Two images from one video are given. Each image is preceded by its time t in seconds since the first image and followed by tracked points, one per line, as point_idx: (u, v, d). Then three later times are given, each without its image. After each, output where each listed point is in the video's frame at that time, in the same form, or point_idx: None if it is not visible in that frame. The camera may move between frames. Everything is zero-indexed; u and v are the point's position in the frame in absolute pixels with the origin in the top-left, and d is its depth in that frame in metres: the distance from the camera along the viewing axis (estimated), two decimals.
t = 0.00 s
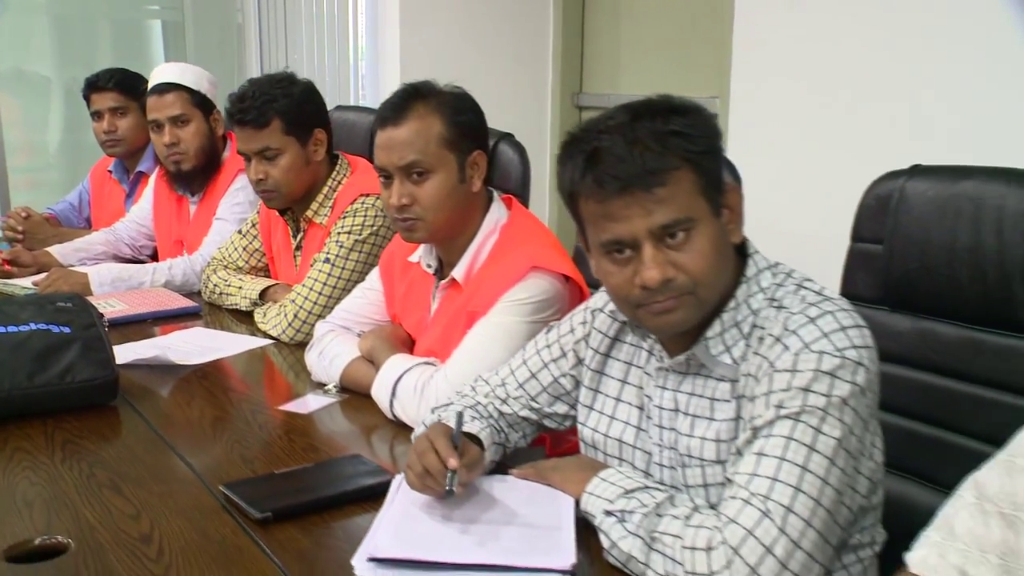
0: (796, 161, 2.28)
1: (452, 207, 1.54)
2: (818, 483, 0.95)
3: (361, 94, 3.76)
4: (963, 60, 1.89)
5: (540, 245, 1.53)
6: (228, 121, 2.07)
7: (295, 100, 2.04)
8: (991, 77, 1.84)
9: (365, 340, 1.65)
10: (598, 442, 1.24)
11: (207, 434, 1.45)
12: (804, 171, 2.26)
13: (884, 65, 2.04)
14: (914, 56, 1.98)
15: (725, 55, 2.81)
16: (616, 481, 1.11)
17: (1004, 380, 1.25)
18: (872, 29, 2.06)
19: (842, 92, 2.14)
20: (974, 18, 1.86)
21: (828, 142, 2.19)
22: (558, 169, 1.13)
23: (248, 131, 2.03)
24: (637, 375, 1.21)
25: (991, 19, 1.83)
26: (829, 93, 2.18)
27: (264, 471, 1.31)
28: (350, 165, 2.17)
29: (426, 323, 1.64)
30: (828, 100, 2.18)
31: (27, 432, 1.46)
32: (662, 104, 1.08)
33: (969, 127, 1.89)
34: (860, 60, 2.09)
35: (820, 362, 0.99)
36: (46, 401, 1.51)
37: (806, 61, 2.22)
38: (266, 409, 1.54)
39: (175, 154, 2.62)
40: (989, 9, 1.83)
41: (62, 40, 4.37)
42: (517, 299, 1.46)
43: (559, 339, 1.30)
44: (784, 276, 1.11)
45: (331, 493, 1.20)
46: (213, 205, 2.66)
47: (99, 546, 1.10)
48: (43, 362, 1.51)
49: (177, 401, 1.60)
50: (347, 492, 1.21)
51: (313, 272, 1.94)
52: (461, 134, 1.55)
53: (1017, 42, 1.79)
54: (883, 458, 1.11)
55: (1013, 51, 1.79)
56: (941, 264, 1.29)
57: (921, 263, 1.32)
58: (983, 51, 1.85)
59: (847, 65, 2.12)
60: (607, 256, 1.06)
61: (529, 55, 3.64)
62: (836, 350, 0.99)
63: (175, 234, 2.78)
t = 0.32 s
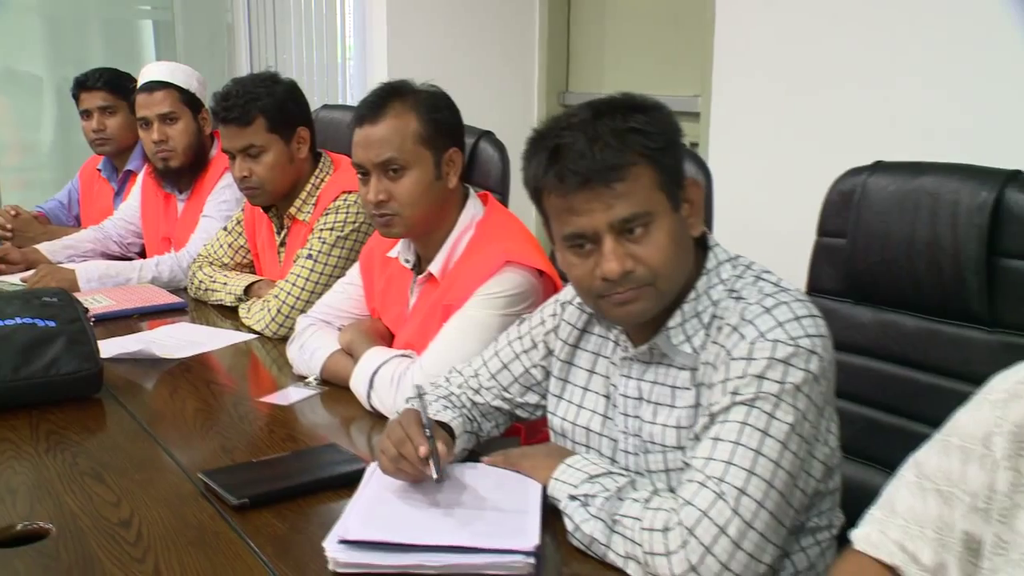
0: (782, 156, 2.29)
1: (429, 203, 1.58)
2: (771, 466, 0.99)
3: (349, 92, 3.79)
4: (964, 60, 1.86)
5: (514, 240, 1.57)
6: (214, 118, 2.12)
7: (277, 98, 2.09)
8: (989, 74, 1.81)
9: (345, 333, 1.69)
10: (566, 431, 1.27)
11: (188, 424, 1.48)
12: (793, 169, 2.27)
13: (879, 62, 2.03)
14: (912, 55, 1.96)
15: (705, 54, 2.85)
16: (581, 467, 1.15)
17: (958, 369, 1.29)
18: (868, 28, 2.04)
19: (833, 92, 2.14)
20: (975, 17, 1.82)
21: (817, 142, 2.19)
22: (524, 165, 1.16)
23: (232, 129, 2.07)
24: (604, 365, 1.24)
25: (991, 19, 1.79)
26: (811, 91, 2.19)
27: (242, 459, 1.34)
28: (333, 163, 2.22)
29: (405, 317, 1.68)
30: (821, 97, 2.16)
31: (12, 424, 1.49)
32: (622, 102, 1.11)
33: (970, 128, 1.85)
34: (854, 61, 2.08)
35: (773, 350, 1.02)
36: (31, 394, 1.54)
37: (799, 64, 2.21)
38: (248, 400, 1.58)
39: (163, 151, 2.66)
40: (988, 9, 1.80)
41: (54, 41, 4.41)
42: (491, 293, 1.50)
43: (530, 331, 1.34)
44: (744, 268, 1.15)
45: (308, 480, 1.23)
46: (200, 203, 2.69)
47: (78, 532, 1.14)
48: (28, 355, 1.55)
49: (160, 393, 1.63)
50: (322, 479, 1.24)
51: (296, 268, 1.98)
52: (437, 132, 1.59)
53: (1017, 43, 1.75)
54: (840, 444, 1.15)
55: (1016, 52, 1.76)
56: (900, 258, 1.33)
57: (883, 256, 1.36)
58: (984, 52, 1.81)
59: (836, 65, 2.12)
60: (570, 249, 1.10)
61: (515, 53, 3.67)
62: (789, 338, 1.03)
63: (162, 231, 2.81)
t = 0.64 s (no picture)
0: (771, 151, 2.23)
1: (401, 198, 1.61)
2: (723, 449, 1.03)
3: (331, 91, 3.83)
4: (964, 61, 1.82)
5: (485, 234, 1.60)
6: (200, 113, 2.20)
7: (261, 88, 2.17)
8: (990, 73, 1.78)
9: (320, 326, 1.73)
10: (532, 418, 1.30)
11: (166, 414, 1.52)
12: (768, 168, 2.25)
13: (878, 61, 1.98)
14: (910, 53, 1.92)
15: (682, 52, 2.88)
16: (544, 452, 1.18)
17: (917, 357, 1.33)
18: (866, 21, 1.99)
19: (820, 90, 2.11)
20: (976, 16, 1.79)
21: (792, 141, 2.17)
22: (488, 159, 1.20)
23: (219, 115, 2.14)
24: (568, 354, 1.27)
25: (992, 22, 1.76)
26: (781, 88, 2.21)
27: (219, 447, 1.38)
28: (311, 158, 2.26)
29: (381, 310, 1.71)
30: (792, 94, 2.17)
31: None
32: (581, 98, 1.15)
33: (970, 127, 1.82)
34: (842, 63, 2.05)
35: (727, 337, 1.06)
36: (12, 385, 1.57)
37: (794, 62, 2.15)
38: (225, 391, 1.61)
39: (144, 148, 2.69)
40: (988, 9, 1.77)
41: (39, 41, 4.44)
42: (461, 285, 1.53)
43: (498, 321, 1.37)
44: (702, 259, 1.18)
45: (281, 466, 1.27)
46: (181, 199, 2.71)
47: (55, 517, 1.17)
48: (9, 348, 1.58)
49: (140, 384, 1.66)
50: (295, 466, 1.28)
51: (275, 263, 2.01)
52: (409, 128, 1.63)
53: (1017, 44, 1.73)
54: (794, 429, 1.19)
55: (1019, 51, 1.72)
56: (859, 250, 1.36)
57: (842, 250, 1.39)
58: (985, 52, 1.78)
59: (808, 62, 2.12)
60: (533, 241, 1.14)
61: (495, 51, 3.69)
62: (743, 326, 1.07)
63: (145, 227, 2.84)
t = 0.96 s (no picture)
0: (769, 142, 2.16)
1: (376, 192, 1.65)
2: (678, 432, 1.07)
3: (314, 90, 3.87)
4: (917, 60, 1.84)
5: (457, 228, 1.64)
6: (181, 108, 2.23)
7: (240, 83, 2.20)
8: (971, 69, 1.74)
9: (297, 318, 1.77)
10: (499, 405, 1.33)
11: (144, 404, 1.55)
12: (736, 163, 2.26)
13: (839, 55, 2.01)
14: (907, 54, 1.84)
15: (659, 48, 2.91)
16: (508, 437, 1.21)
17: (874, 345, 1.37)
18: (867, 21, 1.91)
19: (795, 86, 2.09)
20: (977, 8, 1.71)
21: (759, 135, 2.19)
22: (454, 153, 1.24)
23: (200, 109, 2.17)
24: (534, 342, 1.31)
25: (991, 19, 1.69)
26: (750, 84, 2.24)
27: (195, 434, 1.41)
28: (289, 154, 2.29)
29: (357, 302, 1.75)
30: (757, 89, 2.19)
31: None
32: (543, 94, 1.19)
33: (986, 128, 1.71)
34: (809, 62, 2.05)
35: (682, 324, 1.10)
36: None
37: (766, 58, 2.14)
38: (203, 381, 1.64)
39: (126, 145, 2.72)
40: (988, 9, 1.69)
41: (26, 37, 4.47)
42: (433, 277, 1.57)
43: (467, 311, 1.40)
44: (661, 249, 1.22)
45: (254, 452, 1.30)
46: (163, 195, 2.74)
47: (32, 502, 1.20)
48: None
49: (120, 375, 1.69)
50: (268, 452, 1.31)
51: (254, 257, 2.05)
52: (384, 124, 1.66)
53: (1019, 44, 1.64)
54: (751, 413, 1.22)
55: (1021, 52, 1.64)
56: (819, 242, 1.40)
57: (803, 241, 1.43)
58: (978, 52, 1.71)
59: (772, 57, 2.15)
60: (496, 232, 1.17)
61: (476, 49, 3.70)
62: (698, 314, 1.10)
63: (128, 223, 2.87)
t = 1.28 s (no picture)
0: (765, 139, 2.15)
1: (347, 188, 1.68)
2: (631, 419, 1.10)
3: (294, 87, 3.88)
4: (885, 62, 1.88)
5: (426, 223, 1.67)
6: (158, 107, 2.26)
7: (216, 82, 2.23)
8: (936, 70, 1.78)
9: (270, 313, 1.80)
10: (463, 395, 1.37)
11: (119, 397, 1.57)
12: (707, 160, 2.30)
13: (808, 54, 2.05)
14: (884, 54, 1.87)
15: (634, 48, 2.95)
16: (470, 425, 1.25)
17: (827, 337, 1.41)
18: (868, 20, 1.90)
19: (763, 85, 2.14)
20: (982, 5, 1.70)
21: (729, 133, 2.23)
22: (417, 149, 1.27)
23: (176, 109, 2.20)
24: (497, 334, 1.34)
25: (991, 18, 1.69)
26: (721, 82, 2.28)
27: (167, 426, 1.44)
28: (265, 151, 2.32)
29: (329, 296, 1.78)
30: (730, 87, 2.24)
31: None
32: (502, 92, 1.22)
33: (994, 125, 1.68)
34: (781, 60, 2.09)
35: (637, 315, 1.13)
36: None
37: (737, 58, 2.19)
38: (177, 375, 1.67)
39: (104, 144, 2.74)
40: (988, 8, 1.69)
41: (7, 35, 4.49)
42: (401, 272, 1.60)
43: (433, 304, 1.44)
44: (618, 243, 1.25)
45: (224, 442, 1.33)
46: (141, 194, 2.77)
47: (5, 492, 1.23)
48: None
49: (95, 370, 1.72)
50: (237, 442, 1.34)
51: (229, 254, 2.08)
52: (354, 121, 1.69)
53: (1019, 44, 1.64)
54: (707, 401, 1.26)
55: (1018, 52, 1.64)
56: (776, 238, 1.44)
57: (761, 236, 1.47)
58: (975, 52, 1.72)
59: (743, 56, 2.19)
60: (458, 226, 1.21)
61: (457, 48, 3.73)
62: (651, 305, 1.14)
63: (107, 221, 2.89)
